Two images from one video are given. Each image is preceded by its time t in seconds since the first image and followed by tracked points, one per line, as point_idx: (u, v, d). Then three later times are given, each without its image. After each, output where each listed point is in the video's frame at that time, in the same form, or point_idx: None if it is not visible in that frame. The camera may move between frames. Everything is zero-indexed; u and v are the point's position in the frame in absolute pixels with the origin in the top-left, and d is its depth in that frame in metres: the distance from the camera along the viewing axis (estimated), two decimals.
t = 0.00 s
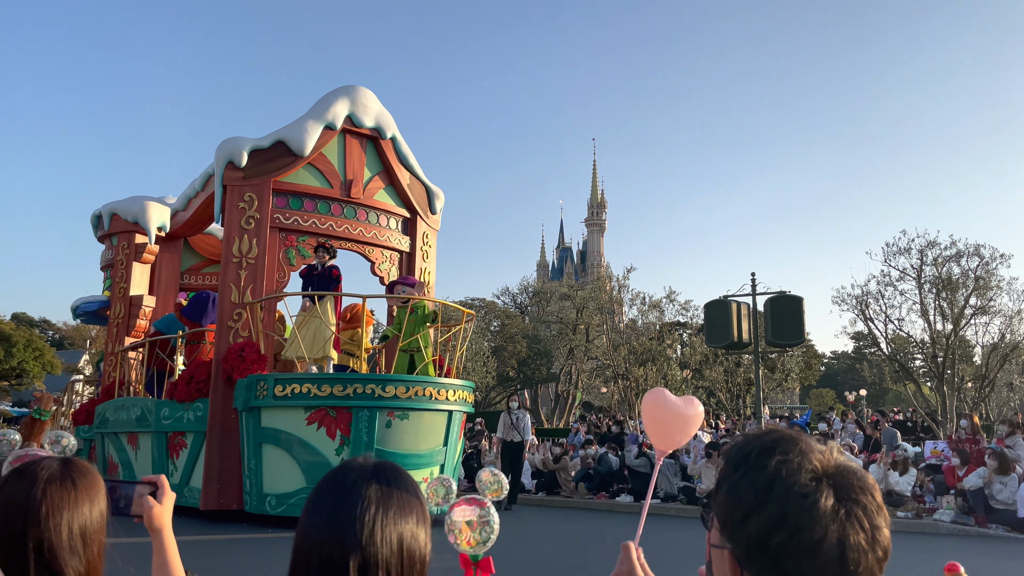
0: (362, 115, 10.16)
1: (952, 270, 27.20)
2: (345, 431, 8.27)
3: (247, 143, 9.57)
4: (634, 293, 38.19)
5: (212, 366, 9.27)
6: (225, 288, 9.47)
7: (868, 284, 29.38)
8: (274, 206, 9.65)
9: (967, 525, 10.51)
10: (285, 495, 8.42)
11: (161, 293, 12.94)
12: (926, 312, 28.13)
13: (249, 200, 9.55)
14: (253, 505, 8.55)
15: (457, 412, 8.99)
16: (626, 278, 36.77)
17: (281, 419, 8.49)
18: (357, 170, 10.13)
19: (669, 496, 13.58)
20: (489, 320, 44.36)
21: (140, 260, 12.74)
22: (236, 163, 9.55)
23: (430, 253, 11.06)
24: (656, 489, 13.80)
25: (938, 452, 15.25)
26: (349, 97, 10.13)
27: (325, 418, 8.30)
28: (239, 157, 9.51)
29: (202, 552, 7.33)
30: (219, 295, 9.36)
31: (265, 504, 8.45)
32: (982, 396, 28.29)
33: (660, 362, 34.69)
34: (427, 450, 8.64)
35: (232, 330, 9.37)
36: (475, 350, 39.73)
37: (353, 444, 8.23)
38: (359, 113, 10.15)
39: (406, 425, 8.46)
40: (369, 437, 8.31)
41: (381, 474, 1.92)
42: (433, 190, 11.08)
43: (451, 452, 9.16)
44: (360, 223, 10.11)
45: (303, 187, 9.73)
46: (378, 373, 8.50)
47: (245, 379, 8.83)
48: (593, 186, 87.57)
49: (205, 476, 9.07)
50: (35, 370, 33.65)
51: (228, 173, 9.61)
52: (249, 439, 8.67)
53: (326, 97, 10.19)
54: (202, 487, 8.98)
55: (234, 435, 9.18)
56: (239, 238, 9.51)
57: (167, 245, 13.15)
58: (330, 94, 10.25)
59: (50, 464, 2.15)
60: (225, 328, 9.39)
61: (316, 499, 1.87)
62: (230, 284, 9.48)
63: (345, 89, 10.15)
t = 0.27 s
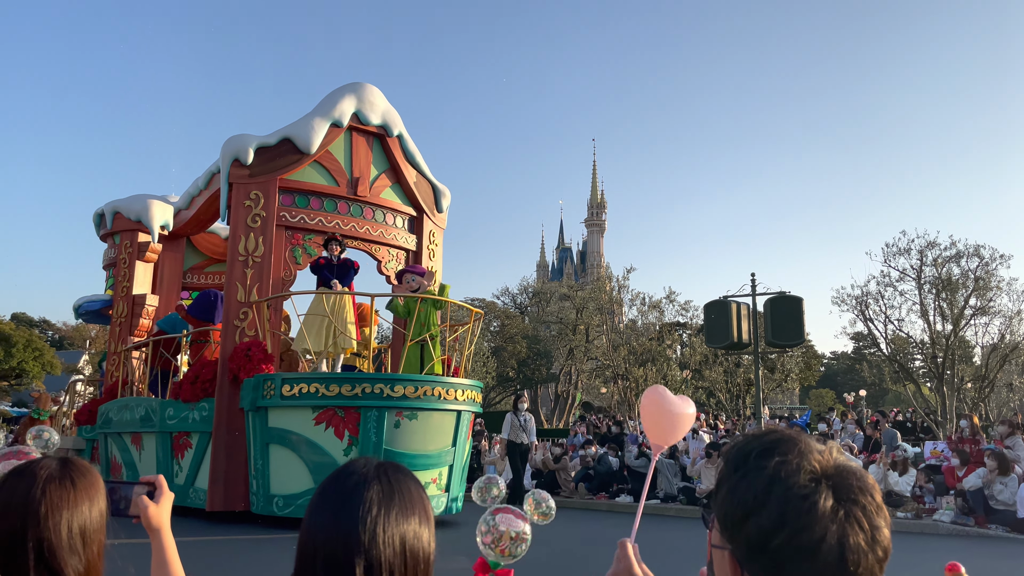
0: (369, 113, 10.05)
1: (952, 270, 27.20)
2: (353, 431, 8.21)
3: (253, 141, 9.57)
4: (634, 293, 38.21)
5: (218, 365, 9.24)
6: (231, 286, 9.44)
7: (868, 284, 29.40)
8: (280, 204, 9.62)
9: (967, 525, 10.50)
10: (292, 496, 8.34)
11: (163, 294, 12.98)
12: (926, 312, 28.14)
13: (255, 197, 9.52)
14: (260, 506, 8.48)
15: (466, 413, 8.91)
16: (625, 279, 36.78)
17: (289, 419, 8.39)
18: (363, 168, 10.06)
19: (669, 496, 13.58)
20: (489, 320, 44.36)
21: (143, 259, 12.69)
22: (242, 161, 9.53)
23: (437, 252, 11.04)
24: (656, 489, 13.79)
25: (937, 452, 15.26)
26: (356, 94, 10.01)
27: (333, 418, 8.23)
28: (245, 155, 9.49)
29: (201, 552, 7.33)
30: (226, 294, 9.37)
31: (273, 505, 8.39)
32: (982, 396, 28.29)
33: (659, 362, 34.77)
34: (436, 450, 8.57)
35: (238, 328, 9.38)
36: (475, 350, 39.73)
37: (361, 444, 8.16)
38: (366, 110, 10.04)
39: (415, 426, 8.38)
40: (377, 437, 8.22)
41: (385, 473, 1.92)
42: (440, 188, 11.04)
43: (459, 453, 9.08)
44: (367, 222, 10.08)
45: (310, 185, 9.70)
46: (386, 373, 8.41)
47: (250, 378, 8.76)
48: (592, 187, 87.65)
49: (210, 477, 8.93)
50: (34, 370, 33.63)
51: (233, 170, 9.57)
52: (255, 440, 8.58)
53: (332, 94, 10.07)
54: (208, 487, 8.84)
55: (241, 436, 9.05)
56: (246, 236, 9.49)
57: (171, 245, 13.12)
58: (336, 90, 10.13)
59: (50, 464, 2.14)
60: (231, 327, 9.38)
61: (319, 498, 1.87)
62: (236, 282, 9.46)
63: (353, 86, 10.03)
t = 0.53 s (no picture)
0: (375, 110, 10.02)
1: (950, 271, 27.22)
2: (361, 431, 8.08)
3: (259, 138, 9.50)
4: (633, 294, 38.27)
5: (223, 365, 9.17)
6: (237, 285, 9.38)
7: (867, 285, 29.44)
8: (286, 202, 9.59)
9: (966, 526, 10.50)
10: (299, 497, 8.26)
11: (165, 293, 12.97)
12: (925, 313, 28.17)
13: (261, 195, 9.50)
14: (267, 507, 8.42)
15: (473, 413, 8.74)
16: (624, 279, 36.83)
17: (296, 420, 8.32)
18: (369, 166, 10.03)
19: (667, 497, 13.58)
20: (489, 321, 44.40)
21: (145, 258, 12.68)
22: (247, 158, 9.48)
23: (443, 250, 11.01)
24: (655, 490, 13.79)
25: (936, 453, 15.27)
26: (362, 92, 9.99)
27: (341, 418, 8.13)
28: (250, 152, 9.43)
29: (203, 553, 7.33)
30: (231, 293, 9.27)
31: (280, 506, 8.32)
32: (981, 397, 28.31)
33: (658, 363, 34.90)
34: (443, 451, 8.40)
35: (244, 327, 9.27)
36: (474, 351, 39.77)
37: (369, 444, 8.03)
38: (372, 107, 10.00)
39: (423, 426, 8.23)
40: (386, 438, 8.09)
41: (390, 474, 1.93)
42: (445, 186, 11.00)
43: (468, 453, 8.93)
44: (373, 220, 10.04)
45: (315, 183, 9.67)
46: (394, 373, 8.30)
47: (257, 378, 8.71)
48: (591, 188, 87.71)
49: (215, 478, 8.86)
50: (33, 370, 33.64)
51: (239, 168, 9.54)
52: (262, 440, 8.53)
53: (338, 91, 10.04)
54: (214, 488, 8.77)
55: (246, 434, 9.00)
56: (251, 234, 9.46)
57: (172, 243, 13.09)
58: (342, 88, 10.10)
59: (49, 463, 2.14)
60: (237, 326, 9.30)
61: (325, 498, 1.86)
62: (242, 281, 9.39)
63: (358, 84, 10.02)
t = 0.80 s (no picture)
0: (381, 107, 9.97)
1: (949, 272, 27.24)
2: (369, 431, 8.06)
3: (265, 135, 9.39)
4: (631, 294, 38.31)
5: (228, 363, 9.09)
6: (242, 283, 9.29)
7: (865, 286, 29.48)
8: (292, 199, 9.55)
9: (964, 526, 10.51)
10: (306, 497, 8.22)
11: (167, 292, 12.96)
12: (923, 313, 28.19)
13: (266, 193, 9.44)
14: (273, 508, 8.37)
15: (483, 413, 8.72)
16: (623, 280, 36.88)
17: (304, 419, 8.25)
18: (375, 163, 10.01)
19: (666, 497, 13.59)
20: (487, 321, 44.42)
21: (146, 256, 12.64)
22: (253, 155, 9.38)
23: (448, 249, 11.02)
24: (653, 490, 13.81)
25: (935, 453, 15.28)
26: (368, 88, 9.91)
27: (348, 418, 8.09)
28: (256, 149, 9.34)
29: (204, 553, 7.34)
30: (236, 291, 9.18)
31: (286, 507, 8.27)
32: (979, 397, 28.33)
33: (657, 363, 35.08)
34: (453, 451, 8.40)
35: (249, 326, 9.19)
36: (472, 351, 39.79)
37: (377, 445, 8.00)
38: (378, 104, 9.95)
39: (432, 426, 8.23)
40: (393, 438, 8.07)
41: (391, 479, 1.91)
42: (451, 184, 10.98)
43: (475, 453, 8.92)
44: (379, 218, 10.05)
45: (321, 180, 9.63)
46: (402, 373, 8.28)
47: (263, 377, 8.64)
48: (590, 189, 87.74)
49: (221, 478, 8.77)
50: (31, 370, 33.61)
51: (244, 165, 9.43)
52: (268, 440, 8.46)
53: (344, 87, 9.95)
54: (219, 488, 8.68)
55: (252, 434, 8.93)
56: (256, 231, 9.36)
57: (173, 242, 13.09)
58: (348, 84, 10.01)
59: (46, 463, 2.14)
60: (242, 325, 9.21)
61: (325, 501, 1.85)
62: (247, 279, 9.30)
63: (364, 80, 9.93)
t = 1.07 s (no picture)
0: (386, 104, 9.98)
1: (946, 273, 27.30)
2: (376, 431, 7.96)
3: (270, 131, 9.30)
4: (629, 294, 38.35)
5: (232, 363, 8.97)
6: (247, 281, 9.17)
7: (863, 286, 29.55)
8: (297, 196, 9.46)
9: (961, 526, 10.52)
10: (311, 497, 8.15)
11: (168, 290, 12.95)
12: (920, 314, 28.24)
13: (271, 189, 9.32)
14: (277, 508, 8.28)
15: (492, 411, 8.58)
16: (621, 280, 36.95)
17: (309, 419, 8.14)
18: (381, 160, 10.01)
19: (664, 497, 13.60)
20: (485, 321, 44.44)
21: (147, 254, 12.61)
22: (258, 152, 9.27)
23: (453, 247, 11.00)
24: (651, 491, 13.83)
25: (931, 454, 15.31)
26: (374, 85, 9.93)
27: (355, 417, 8.00)
28: (261, 145, 9.25)
29: (204, 552, 7.32)
30: (241, 289, 9.06)
31: (290, 507, 8.19)
32: (976, 398, 28.39)
33: (654, 364, 35.54)
34: (460, 451, 8.30)
35: (254, 325, 9.12)
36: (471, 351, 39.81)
37: (384, 444, 7.91)
38: (384, 101, 9.96)
39: (439, 426, 8.14)
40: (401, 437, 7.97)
41: (378, 480, 1.90)
42: (457, 182, 10.96)
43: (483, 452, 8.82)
44: (384, 215, 10.03)
45: (326, 177, 9.58)
46: (410, 371, 8.18)
47: (269, 376, 8.53)
48: (588, 189, 87.83)
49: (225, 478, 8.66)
50: (28, 370, 33.54)
51: (249, 162, 9.31)
52: (273, 439, 8.35)
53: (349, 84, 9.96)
54: (224, 490, 8.57)
55: (256, 436, 8.82)
56: (261, 229, 9.23)
57: (175, 240, 13.08)
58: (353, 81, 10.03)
59: (42, 463, 2.13)
60: (246, 324, 9.09)
61: (311, 505, 1.84)
62: (251, 277, 9.17)
63: (370, 76, 9.93)
